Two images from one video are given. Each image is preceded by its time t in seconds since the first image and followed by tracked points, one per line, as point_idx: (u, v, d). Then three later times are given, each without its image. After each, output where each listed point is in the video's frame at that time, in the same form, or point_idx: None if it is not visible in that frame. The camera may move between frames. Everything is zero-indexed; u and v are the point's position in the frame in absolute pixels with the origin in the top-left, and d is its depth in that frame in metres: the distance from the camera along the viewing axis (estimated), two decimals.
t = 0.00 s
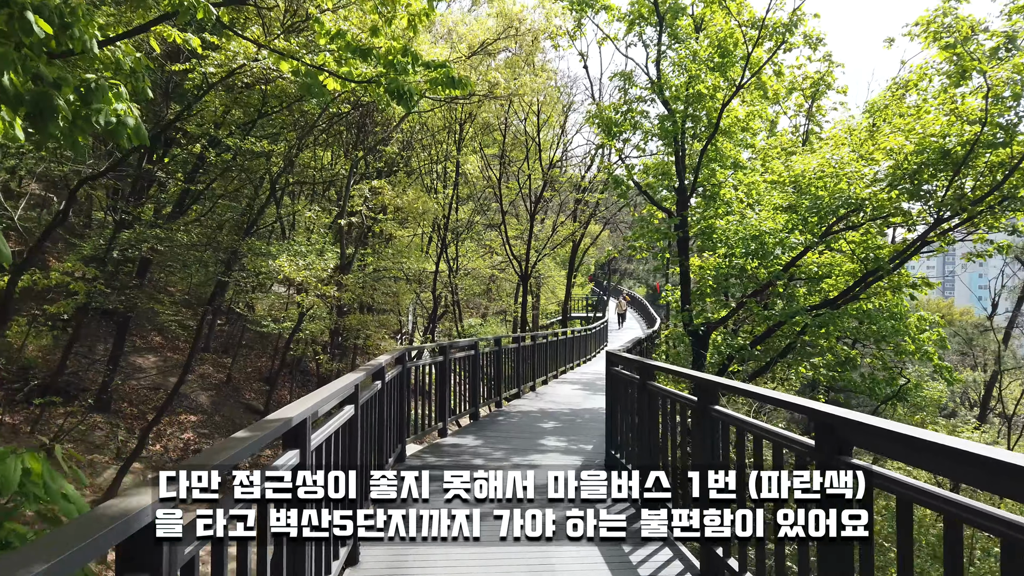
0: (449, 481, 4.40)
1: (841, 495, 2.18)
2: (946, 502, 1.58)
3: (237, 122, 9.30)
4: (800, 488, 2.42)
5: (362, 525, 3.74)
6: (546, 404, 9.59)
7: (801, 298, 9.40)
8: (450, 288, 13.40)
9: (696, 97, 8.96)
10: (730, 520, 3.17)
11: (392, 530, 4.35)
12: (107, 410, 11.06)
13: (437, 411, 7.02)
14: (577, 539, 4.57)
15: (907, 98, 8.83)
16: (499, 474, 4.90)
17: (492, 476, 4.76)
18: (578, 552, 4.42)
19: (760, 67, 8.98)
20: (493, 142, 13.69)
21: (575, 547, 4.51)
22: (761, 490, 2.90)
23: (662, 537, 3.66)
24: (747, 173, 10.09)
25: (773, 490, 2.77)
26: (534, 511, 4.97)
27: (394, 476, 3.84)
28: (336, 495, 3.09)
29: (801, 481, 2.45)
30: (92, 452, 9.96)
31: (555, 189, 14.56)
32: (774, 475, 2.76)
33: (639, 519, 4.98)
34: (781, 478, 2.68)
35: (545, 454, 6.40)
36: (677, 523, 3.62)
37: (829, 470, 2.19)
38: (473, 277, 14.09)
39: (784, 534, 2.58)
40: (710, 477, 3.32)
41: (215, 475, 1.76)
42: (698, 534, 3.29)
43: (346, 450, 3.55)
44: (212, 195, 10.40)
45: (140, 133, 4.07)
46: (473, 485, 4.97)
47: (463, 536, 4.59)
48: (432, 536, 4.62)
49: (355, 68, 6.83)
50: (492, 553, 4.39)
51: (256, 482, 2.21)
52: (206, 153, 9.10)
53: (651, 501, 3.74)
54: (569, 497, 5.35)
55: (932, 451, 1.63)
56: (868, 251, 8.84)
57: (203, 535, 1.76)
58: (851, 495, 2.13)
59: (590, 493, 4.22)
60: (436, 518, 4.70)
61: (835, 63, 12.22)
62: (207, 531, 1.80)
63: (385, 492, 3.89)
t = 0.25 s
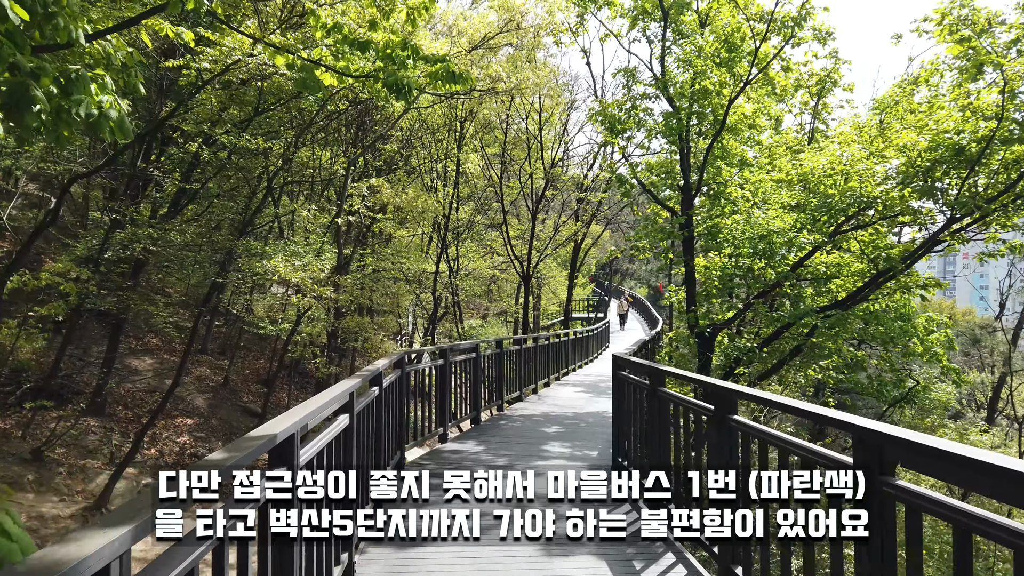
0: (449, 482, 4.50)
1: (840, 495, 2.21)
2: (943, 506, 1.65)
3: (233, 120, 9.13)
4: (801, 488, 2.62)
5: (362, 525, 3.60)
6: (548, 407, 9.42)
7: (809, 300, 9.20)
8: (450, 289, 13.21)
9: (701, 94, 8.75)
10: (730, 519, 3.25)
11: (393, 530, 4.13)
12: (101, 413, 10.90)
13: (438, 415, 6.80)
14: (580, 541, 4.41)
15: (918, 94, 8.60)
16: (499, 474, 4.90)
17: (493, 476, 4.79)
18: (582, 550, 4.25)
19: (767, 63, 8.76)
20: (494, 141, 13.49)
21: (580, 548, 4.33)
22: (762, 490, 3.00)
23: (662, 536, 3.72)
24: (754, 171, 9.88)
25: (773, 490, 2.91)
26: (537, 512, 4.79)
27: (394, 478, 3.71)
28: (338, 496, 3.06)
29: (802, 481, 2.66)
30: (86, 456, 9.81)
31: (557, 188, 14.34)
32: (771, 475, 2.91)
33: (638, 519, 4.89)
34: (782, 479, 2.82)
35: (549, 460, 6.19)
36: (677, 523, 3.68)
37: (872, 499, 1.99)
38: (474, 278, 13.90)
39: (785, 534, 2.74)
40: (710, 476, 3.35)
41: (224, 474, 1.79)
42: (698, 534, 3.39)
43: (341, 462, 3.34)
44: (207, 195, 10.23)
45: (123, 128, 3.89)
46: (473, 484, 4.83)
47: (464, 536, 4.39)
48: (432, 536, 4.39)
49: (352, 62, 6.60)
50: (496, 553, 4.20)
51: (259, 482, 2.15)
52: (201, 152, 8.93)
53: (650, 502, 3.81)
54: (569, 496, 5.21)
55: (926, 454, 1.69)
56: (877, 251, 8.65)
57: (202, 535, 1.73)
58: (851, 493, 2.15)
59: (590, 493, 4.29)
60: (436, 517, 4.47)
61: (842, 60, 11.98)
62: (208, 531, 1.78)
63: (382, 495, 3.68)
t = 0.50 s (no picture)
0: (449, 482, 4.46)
1: (840, 493, 2.45)
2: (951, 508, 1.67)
3: (230, 116, 8.99)
4: (802, 487, 2.75)
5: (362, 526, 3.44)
6: (550, 408, 9.27)
7: (815, 300, 9.03)
8: (452, 289, 13.04)
9: (707, 89, 8.56)
10: (730, 520, 3.31)
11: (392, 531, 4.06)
12: (96, 415, 10.77)
13: (438, 418, 6.58)
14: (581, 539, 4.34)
15: (930, 89, 8.40)
16: (500, 474, 4.83)
17: (493, 477, 4.75)
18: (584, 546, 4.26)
19: (774, 57, 8.56)
20: (495, 139, 13.32)
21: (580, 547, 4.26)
22: (761, 489, 3.05)
23: (662, 537, 3.76)
24: (762, 169, 9.70)
25: (774, 490, 2.97)
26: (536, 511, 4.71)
27: (395, 477, 3.59)
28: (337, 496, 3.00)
29: (802, 481, 2.79)
30: (80, 459, 9.67)
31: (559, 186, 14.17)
32: (773, 476, 2.98)
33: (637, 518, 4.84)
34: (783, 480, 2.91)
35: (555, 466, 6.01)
36: (678, 523, 3.68)
37: (918, 510, 1.79)
38: (474, 278, 13.73)
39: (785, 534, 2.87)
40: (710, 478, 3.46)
41: (225, 473, 1.71)
42: (698, 534, 3.49)
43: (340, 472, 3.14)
44: (204, 194, 10.09)
45: (108, 118, 3.69)
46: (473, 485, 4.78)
47: (463, 536, 4.30)
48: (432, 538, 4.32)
49: (349, 55, 6.41)
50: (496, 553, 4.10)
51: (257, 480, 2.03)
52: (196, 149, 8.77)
53: (651, 502, 3.85)
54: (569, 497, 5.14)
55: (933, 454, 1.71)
56: (885, 251, 8.47)
57: (203, 535, 1.69)
58: (850, 492, 2.38)
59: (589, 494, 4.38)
60: (435, 517, 4.41)
61: (849, 55, 11.78)
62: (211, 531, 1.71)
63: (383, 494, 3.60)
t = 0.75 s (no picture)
0: (449, 483, 4.32)
1: (840, 494, 2.46)
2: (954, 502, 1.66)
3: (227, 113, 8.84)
4: (799, 486, 2.76)
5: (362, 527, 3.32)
6: (554, 411, 9.10)
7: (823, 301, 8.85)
8: (452, 289, 12.89)
9: (713, 84, 8.40)
10: (728, 520, 3.36)
11: (391, 531, 3.94)
12: (92, 417, 10.62)
13: (439, 421, 6.41)
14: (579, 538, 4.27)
15: (941, 84, 8.21)
16: (500, 474, 4.72)
17: (494, 476, 4.65)
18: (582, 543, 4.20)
19: (782, 52, 8.40)
20: (496, 138, 13.16)
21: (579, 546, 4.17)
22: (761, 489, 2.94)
23: (662, 537, 3.76)
24: (768, 167, 9.53)
25: (773, 490, 2.87)
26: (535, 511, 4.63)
27: (395, 476, 3.50)
28: (337, 495, 2.91)
29: (800, 481, 2.77)
30: (74, 462, 9.52)
31: (561, 185, 14.01)
32: (772, 475, 2.86)
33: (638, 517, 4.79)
34: (780, 479, 2.86)
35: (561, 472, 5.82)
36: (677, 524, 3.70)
37: (971, 528, 1.61)
38: (476, 278, 13.57)
39: (784, 534, 2.81)
40: (710, 478, 3.55)
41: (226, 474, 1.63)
42: (696, 534, 3.47)
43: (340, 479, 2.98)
44: (201, 192, 9.93)
45: (95, 108, 3.55)
46: (473, 485, 4.67)
47: (464, 536, 4.21)
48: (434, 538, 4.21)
49: (349, 48, 6.24)
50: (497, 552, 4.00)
51: (261, 480, 1.92)
52: (193, 146, 8.62)
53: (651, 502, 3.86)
54: (570, 496, 5.06)
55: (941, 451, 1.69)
56: (894, 250, 8.29)
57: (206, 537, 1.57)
58: (849, 493, 2.39)
59: (591, 494, 4.34)
60: (436, 517, 4.31)
61: (855, 52, 11.61)
62: (210, 531, 1.59)
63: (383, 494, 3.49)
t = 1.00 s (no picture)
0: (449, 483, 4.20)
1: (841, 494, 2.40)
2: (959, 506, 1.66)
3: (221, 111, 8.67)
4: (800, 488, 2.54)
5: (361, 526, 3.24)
6: (554, 414, 8.94)
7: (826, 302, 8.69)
8: (451, 289, 12.71)
9: (716, 81, 8.24)
10: (730, 520, 3.29)
11: (392, 531, 3.88)
12: (84, 420, 10.44)
13: (438, 425, 6.25)
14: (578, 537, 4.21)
15: (951, 80, 8.03)
16: (500, 473, 4.58)
17: (494, 476, 4.52)
18: (574, 550, 4.02)
19: (787, 48, 8.24)
20: (495, 137, 12.99)
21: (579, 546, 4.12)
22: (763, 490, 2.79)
23: (661, 537, 3.71)
24: (772, 166, 9.38)
25: (773, 490, 2.74)
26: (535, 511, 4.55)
27: (395, 476, 3.49)
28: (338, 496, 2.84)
29: (800, 481, 2.56)
30: (65, 466, 9.35)
31: (561, 185, 13.83)
32: (773, 475, 2.72)
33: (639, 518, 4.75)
34: (781, 479, 2.63)
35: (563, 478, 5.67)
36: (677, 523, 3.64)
37: None
38: (475, 278, 13.39)
39: (784, 535, 2.66)
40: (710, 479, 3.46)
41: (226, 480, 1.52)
42: (697, 534, 3.45)
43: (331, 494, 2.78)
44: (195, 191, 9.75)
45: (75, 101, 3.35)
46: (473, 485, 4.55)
47: (464, 536, 4.18)
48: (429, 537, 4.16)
49: (344, 42, 6.06)
50: (493, 551, 3.96)
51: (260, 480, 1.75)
52: (186, 145, 8.44)
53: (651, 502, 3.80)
54: (570, 497, 4.97)
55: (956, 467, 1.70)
56: (899, 251, 8.17)
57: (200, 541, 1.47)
58: (849, 493, 2.34)
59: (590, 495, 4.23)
60: (436, 516, 4.27)
61: (860, 50, 11.45)
62: (209, 531, 1.53)
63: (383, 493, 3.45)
